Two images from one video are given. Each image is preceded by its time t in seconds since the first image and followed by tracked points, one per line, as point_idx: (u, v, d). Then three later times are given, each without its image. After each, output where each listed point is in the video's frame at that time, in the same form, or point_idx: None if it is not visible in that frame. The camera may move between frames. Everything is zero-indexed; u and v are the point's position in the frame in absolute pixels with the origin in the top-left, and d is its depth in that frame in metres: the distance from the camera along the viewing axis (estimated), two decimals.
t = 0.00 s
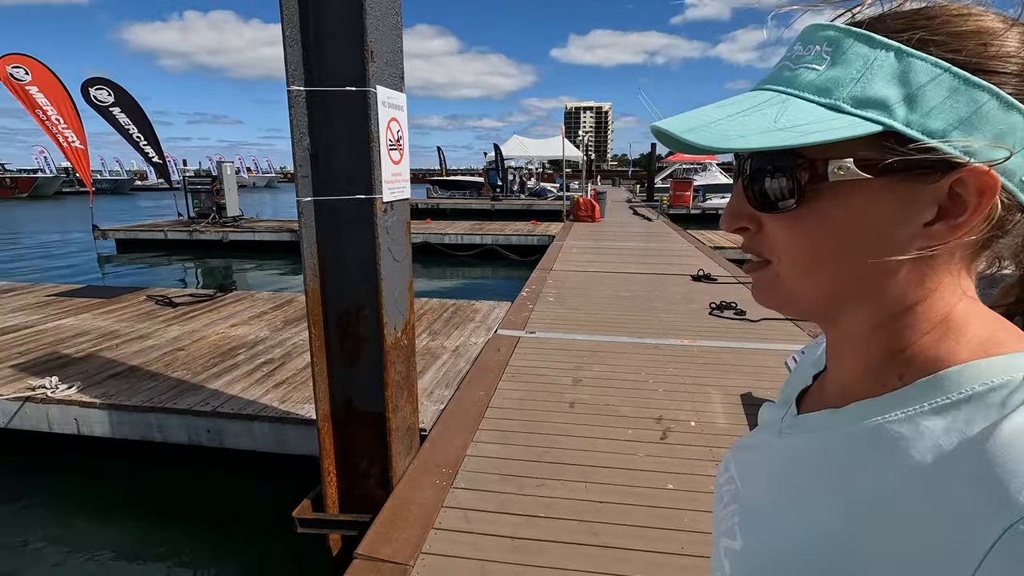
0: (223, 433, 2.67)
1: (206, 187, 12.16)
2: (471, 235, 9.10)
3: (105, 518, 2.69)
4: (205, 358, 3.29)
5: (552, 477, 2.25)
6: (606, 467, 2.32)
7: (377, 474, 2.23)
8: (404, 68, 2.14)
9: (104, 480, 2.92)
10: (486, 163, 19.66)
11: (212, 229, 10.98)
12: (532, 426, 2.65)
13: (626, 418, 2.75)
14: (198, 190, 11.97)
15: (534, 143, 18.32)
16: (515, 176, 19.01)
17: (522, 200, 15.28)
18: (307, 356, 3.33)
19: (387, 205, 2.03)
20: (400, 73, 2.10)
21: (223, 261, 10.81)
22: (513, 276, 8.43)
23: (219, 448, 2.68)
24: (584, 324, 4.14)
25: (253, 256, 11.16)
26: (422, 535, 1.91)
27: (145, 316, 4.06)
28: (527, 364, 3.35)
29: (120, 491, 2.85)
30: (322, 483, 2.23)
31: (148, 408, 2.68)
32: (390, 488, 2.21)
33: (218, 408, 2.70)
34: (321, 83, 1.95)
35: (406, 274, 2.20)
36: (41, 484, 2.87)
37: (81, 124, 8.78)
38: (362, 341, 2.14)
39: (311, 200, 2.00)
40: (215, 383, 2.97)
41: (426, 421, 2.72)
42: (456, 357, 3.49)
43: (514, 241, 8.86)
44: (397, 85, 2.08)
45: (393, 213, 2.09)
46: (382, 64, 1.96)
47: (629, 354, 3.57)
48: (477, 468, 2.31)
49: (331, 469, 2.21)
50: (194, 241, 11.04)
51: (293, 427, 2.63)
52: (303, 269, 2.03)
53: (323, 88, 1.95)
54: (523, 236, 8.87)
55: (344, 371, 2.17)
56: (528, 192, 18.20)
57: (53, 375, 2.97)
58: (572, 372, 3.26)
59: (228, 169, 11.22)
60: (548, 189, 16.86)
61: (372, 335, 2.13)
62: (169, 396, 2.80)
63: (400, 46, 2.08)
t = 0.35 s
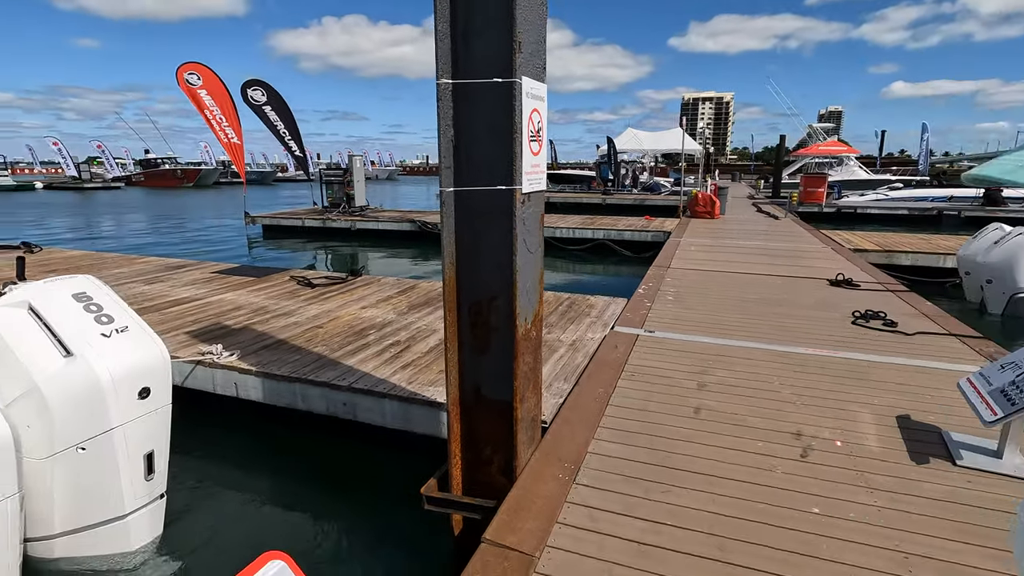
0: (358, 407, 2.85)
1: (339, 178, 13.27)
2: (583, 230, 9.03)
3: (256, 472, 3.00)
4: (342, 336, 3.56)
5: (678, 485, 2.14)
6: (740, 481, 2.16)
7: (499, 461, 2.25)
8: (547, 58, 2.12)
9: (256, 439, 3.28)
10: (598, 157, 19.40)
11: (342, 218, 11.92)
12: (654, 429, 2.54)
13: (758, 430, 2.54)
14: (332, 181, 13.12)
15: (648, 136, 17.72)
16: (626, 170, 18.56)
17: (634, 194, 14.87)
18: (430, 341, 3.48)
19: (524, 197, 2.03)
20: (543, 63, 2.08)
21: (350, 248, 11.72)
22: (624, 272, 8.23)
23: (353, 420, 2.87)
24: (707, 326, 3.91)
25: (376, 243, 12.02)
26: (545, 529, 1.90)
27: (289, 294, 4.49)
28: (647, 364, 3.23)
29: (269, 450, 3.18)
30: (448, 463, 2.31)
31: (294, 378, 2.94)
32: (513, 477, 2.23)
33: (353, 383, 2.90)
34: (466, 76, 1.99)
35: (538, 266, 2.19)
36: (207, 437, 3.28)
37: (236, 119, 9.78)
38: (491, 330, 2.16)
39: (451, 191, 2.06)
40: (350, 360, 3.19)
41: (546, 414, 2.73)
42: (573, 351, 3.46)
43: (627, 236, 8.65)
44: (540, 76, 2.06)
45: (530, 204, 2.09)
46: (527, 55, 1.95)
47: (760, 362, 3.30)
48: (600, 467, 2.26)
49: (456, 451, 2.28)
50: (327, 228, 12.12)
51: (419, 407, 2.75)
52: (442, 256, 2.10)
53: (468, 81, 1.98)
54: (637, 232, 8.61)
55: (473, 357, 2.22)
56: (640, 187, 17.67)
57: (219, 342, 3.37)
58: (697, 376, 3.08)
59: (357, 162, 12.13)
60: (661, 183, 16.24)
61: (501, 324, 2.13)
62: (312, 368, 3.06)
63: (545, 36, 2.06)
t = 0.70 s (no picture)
0: (495, 397, 2.90)
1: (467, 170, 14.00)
2: (714, 228, 8.56)
3: (399, 450, 3.19)
4: (477, 326, 3.64)
5: (856, 522, 1.89)
6: (934, 528, 1.85)
7: (645, 470, 2.15)
8: (726, 43, 1.94)
9: (398, 419, 3.49)
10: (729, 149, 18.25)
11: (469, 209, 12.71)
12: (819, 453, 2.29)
13: (953, 469, 2.16)
14: (460, 173, 13.89)
15: (789, 127, 16.26)
16: (761, 164, 17.25)
17: (770, 190, 13.75)
18: (563, 336, 3.49)
19: (696, 193, 1.89)
20: (722, 49, 1.92)
21: (473, 239, 12.17)
22: (759, 274, 7.65)
23: (490, 410, 2.93)
24: (874, 341, 3.46)
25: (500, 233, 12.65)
26: (703, 549, 1.79)
27: (426, 281, 4.72)
28: (805, 379, 2.93)
29: (409, 431, 3.38)
30: (591, 465, 2.26)
31: (436, 363, 3.07)
32: (661, 488, 2.12)
33: (491, 373, 2.96)
34: (637, 66, 1.88)
35: (702, 267, 2.04)
36: (356, 413, 3.56)
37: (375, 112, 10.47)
38: (646, 332, 2.05)
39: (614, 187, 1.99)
40: (488, 350, 3.26)
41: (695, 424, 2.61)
42: (716, 359, 3.26)
43: (764, 236, 8.03)
44: (719, 63, 1.90)
45: (700, 202, 1.94)
46: (710, 40, 1.80)
47: (948, 388, 2.83)
48: (758, 489, 2.08)
49: (601, 454, 2.22)
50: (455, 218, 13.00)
51: (557, 403, 2.73)
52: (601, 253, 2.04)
53: (640, 72, 1.87)
54: (776, 231, 7.97)
55: (624, 359, 2.13)
56: (776, 182, 16.31)
57: (369, 324, 3.62)
58: (866, 399, 2.72)
59: (485, 155, 12.77)
60: (801, 178, 14.84)
61: (658, 327, 2.02)
62: (452, 355, 3.18)
63: (727, 19, 1.89)
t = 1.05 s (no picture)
0: (633, 397, 2.91)
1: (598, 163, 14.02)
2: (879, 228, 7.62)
3: (529, 441, 3.26)
4: (614, 324, 3.75)
5: None
6: None
7: (810, 495, 1.93)
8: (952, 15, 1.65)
9: (529, 411, 3.58)
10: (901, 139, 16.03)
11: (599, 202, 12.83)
12: None
13: None
14: (592, 166, 13.92)
15: (983, 112, 13.80)
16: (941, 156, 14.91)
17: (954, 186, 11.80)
18: (706, 340, 3.46)
19: (904, 191, 1.62)
20: (947, 22, 1.63)
21: (601, 232, 12.14)
22: (936, 284, 6.67)
23: (627, 410, 2.94)
24: None
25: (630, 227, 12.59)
26: None
27: (560, 274, 5.12)
28: (1013, 414, 2.45)
29: (540, 423, 3.44)
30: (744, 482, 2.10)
31: (573, 358, 3.15)
32: (828, 519, 1.89)
33: (631, 373, 2.96)
34: (835, 47, 1.66)
35: (899, 276, 1.77)
36: (489, 399, 3.73)
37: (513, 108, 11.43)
38: (823, 345, 1.83)
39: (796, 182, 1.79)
40: (625, 349, 3.30)
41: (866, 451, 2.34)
42: (889, 378, 2.86)
43: (945, 240, 6.97)
44: (942, 38, 1.62)
45: (906, 201, 1.67)
46: (935, 12, 1.53)
47: None
48: (955, 540, 1.80)
49: (757, 472, 2.04)
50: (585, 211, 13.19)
51: (701, 411, 2.65)
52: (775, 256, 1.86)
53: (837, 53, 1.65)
54: (961, 235, 6.86)
55: (792, 372, 1.92)
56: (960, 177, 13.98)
57: (508, 314, 3.87)
58: None
59: (619, 147, 12.65)
60: (994, 175, 12.62)
61: (838, 340, 1.79)
62: (589, 352, 3.23)
63: None
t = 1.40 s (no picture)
0: (731, 413, 2.71)
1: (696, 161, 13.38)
2: None
3: (615, 451, 3.14)
4: (711, 332, 3.54)
5: None
6: None
7: (946, 545, 1.66)
8: None
9: (615, 419, 3.46)
10: None
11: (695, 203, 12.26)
12: None
13: None
14: (688, 165, 13.33)
15: None
16: None
17: None
18: (818, 357, 3.13)
19: None
20: None
21: (695, 234, 11.58)
22: None
23: (724, 426, 2.75)
24: None
25: (728, 229, 11.91)
26: None
27: (653, 277, 4.97)
28: None
29: (626, 433, 3.31)
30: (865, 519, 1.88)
31: (666, 367, 3.01)
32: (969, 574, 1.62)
33: (730, 387, 2.76)
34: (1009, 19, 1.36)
35: None
36: (575, 403, 3.65)
37: (610, 110, 11.94)
38: (972, 373, 1.53)
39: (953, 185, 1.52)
40: (724, 361, 3.09)
41: None
42: None
43: None
44: None
45: None
46: None
47: None
48: None
49: (881, 510, 1.81)
50: (679, 211, 12.65)
51: (810, 434, 2.41)
52: (915, 270, 1.63)
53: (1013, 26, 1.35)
54: None
55: (930, 402, 1.64)
56: None
57: (597, 317, 3.80)
58: None
59: (719, 145, 12.00)
60: None
61: (992, 369, 1.49)
62: (683, 361, 3.07)
63: None
